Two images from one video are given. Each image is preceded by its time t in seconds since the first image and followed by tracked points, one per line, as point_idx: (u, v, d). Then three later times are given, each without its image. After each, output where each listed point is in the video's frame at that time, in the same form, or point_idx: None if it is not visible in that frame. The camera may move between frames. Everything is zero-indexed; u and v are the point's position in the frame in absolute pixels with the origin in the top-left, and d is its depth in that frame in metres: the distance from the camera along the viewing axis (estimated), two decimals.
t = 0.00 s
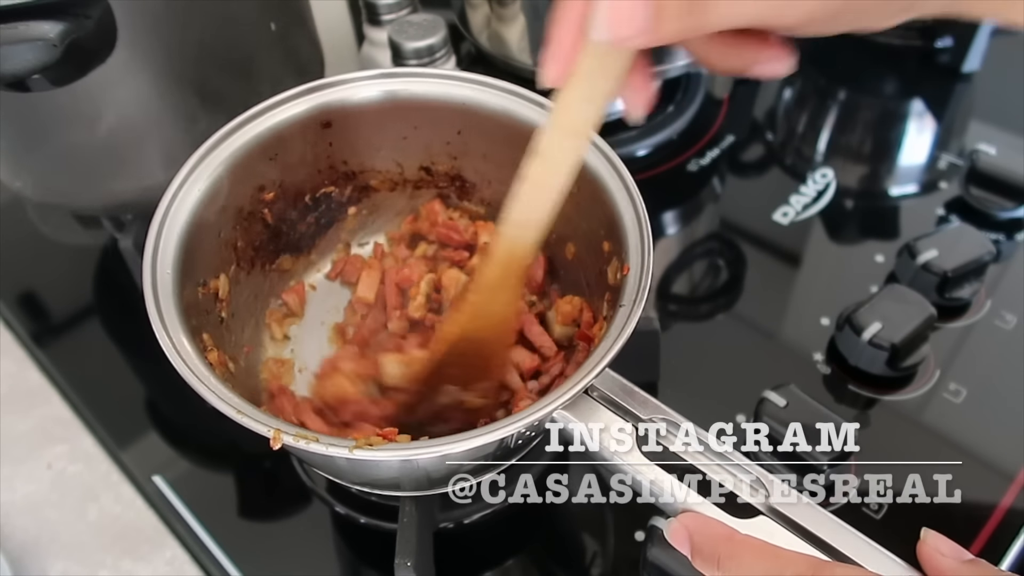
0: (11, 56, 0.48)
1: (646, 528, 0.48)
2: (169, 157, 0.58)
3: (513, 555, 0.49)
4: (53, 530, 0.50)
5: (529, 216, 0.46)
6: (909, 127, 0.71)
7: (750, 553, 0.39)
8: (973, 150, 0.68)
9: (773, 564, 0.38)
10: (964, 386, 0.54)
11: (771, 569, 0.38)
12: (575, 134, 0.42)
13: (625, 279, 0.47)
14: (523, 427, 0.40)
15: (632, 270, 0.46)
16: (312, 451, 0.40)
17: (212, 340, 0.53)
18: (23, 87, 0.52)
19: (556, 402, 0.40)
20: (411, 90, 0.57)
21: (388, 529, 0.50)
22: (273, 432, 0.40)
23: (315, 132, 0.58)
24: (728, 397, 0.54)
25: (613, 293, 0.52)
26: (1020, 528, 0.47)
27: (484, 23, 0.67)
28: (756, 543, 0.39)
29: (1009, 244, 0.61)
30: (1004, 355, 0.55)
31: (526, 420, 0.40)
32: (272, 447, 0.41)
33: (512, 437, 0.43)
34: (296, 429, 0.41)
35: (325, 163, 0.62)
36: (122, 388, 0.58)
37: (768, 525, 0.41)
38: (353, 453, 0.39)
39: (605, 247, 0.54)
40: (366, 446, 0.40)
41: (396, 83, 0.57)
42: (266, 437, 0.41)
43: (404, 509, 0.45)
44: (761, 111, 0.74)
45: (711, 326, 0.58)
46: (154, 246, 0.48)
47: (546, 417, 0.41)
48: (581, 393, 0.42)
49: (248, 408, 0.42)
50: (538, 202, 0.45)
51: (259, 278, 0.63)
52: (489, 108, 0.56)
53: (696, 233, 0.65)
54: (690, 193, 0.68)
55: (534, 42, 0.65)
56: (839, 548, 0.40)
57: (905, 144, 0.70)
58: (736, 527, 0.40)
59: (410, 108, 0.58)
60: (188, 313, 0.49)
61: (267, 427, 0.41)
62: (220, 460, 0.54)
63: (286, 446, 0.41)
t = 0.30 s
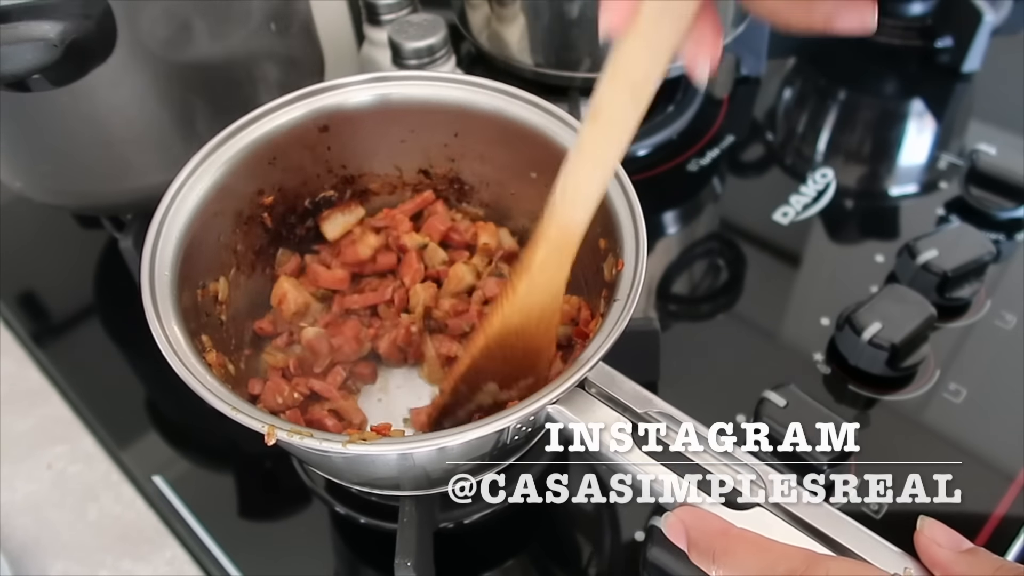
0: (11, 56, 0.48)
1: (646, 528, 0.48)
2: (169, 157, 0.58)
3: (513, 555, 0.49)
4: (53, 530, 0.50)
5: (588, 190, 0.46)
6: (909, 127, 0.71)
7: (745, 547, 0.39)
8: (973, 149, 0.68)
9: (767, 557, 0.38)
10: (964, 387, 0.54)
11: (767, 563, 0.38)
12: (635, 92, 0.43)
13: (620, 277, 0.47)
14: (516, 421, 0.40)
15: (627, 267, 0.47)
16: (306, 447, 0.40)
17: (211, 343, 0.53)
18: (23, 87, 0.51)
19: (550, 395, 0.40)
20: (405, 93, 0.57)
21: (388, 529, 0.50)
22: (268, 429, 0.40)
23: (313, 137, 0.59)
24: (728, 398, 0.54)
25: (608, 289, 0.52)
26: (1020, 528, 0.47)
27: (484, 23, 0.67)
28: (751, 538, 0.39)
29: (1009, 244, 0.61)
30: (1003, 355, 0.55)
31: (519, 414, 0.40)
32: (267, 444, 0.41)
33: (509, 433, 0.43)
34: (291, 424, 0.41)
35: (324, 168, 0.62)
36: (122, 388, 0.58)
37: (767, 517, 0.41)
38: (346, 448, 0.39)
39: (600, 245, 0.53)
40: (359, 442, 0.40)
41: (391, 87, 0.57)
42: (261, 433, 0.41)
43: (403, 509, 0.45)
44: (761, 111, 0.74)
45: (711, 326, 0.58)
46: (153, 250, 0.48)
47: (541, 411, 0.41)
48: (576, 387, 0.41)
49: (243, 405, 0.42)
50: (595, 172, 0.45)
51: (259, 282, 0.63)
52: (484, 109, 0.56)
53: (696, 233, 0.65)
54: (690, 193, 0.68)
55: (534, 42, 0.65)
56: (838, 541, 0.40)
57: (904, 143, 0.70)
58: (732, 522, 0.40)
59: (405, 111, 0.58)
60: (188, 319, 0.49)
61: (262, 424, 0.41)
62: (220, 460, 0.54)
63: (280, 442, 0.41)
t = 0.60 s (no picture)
0: (11, 56, 0.48)
1: (646, 528, 0.48)
2: (169, 157, 0.58)
3: (513, 555, 0.49)
4: (53, 530, 0.50)
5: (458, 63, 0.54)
6: (909, 127, 0.71)
7: (743, 543, 0.39)
8: (973, 150, 0.68)
9: (766, 552, 0.38)
10: (964, 386, 0.54)
11: (765, 556, 0.38)
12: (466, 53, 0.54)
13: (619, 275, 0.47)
14: (515, 420, 0.40)
15: (625, 266, 0.46)
16: (305, 446, 0.40)
17: (210, 343, 0.53)
18: (23, 87, 0.51)
19: (547, 393, 0.41)
20: (403, 94, 0.57)
21: (388, 529, 0.50)
22: (266, 427, 0.40)
23: (313, 138, 0.59)
24: (729, 398, 0.54)
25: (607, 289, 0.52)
26: (1020, 527, 0.47)
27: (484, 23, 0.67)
28: (749, 532, 0.39)
29: (1008, 244, 0.61)
30: (1003, 355, 0.55)
31: (518, 413, 0.40)
32: (266, 443, 0.41)
33: (508, 432, 0.43)
34: (290, 423, 0.41)
35: (323, 169, 0.62)
36: (122, 387, 0.58)
37: (765, 514, 0.41)
38: (345, 447, 0.39)
39: (601, 244, 0.54)
40: (359, 441, 0.40)
41: (388, 88, 0.57)
42: (260, 432, 0.41)
43: (403, 509, 0.45)
44: (761, 111, 0.74)
45: (711, 326, 0.59)
46: (153, 251, 0.48)
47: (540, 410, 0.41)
48: (573, 385, 0.42)
49: (242, 405, 0.42)
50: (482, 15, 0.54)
51: (259, 284, 0.63)
52: (483, 110, 0.57)
53: (696, 232, 0.65)
54: (690, 193, 0.68)
55: (535, 42, 0.65)
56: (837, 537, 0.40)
57: (904, 143, 0.70)
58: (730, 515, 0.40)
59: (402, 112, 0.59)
60: (188, 323, 0.49)
61: (260, 422, 0.41)
62: (220, 460, 0.54)
63: (279, 440, 0.41)
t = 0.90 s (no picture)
0: (10, 56, 0.48)
1: (646, 528, 0.48)
2: (169, 157, 0.58)
3: (513, 555, 0.49)
4: (53, 530, 0.50)
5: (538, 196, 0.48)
6: (909, 127, 0.71)
7: (745, 545, 0.38)
8: (973, 149, 0.68)
9: (768, 554, 0.38)
10: (964, 387, 0.54)
11: (769, 561, 0.38)
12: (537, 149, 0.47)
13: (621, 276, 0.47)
14: (517, 423, 0.40)
15: (627, 267, 0.46)
16: (307, 448, 0.40)
17: (211, 342, 0.53)
18: (23, 87, 0.51)
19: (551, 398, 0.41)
20: (405, 93, 0.57)
21: (388, 529, 0.50)
22: (270, 430, 0.40)
23: (314, 135, 0.58)
24: (729, 398, 0.54)
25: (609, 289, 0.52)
26: (1020, 527, 0.47)
27: (484, 23, 0.67)
28: (750, 535, 0.39)
29: (1008, 244, 0.61)
30: (1003, 355, 0.55)
31: (520, 416, 0.40)
32: (268, 445, 0.41)
33: (509, 433, 0.43)
34: (293, 426, 0.41)
35: (324, 167, 0.62)
36: (122, 388, 0.58)
37: (767, 518, 0.41)
38: (348, 450, 0.39)
39: (602, 245, 0.54)
40: (361, 443, 0.40)
41: (389, 87, 0.57)
42: (262, 434, 0.41)
43: (404, 510, 0.45)
44: (761, 111, 0.74)
45: (711, 326, 0.59)
46: (152, 250, 0.48)
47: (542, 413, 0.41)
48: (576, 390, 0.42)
49: (244, 406, 0.42)
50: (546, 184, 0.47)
51: (258, 282, 0.63)
52: (485, 109, 0.56)
53: (696, 232, 0.65)
54: (690, 193, 0.68)
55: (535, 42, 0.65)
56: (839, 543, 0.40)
57: (904, 143, 0.70)
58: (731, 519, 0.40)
59: (403, 111, 0.59)
60: (189, 320, 0.49)
61: (263, 425, 0.41)
62: (220, 460, 0.54)
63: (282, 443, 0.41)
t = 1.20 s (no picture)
0: (10, 56, 0.47)
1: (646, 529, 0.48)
2: (169, 157, 0.58)
3: (513, 556, 0.49)
4: (53, 530, 0.50)
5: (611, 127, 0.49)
6: (909, 127, 0.71)
7: (740, 534, 0.38)
8: (973, 149, 0.68)
9: (763, 543, 0.38)
10: (964, 387, 0.54)
11: (762, 546, 0.37)
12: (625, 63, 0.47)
13: (616, 273, 0.47)
14: (509, 415, 0.40)
15: (621, 262, 0.46)
16: (301, 442, 0.40)
17: (210, 343, 0.53)
18: (23, 87, 0.51)
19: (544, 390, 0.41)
20: (399, 97, 0.57)
21: (388, 529, 0.50)
22: (262, 424, 0.41)
23: (312, 139, 0.59)
24: (729, 398, 0.54)
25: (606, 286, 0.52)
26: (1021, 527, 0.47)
27: (484, 23, 0.67)
28: (746, 525, 0.39)
29: (1009, 245, 0.61)
30: (1003, 355, 0.55)
31: (511, 409, 0.40)
32: (263, 440, 0.41)
33: (504, 431, 0.43)
34: (285, 420, 0.41)
35: (323, 172, 0.62)
36: (121, 388, 0.58)
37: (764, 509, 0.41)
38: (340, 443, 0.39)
39: (599, 242, 0.54)
40: (353, 436, 0.40)
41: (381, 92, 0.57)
42: (256, 429, 0.41)
43: (403, 510, 0.45)
44: (761, 111, 0.74)
45: (711, 326, 0.59)
46: (150, 253, 0.48)
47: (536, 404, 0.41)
48: (569, 380, 0.42)
49: (238, 402, 0.42)
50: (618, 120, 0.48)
51: (258, 287, 0.63)
52: (481, 110, 0.56)
53: (696, 232, 0.65)
54: (690, 193, 0.68)
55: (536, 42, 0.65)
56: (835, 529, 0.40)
57: (905, 142, 0.70)
58: (728, 507, 0.40)
59: (400, 115, 0.59)
60: (186, 322, 0.49)
61: (256, 420, 0.41)
62: (220, 460, 0.54)
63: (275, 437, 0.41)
